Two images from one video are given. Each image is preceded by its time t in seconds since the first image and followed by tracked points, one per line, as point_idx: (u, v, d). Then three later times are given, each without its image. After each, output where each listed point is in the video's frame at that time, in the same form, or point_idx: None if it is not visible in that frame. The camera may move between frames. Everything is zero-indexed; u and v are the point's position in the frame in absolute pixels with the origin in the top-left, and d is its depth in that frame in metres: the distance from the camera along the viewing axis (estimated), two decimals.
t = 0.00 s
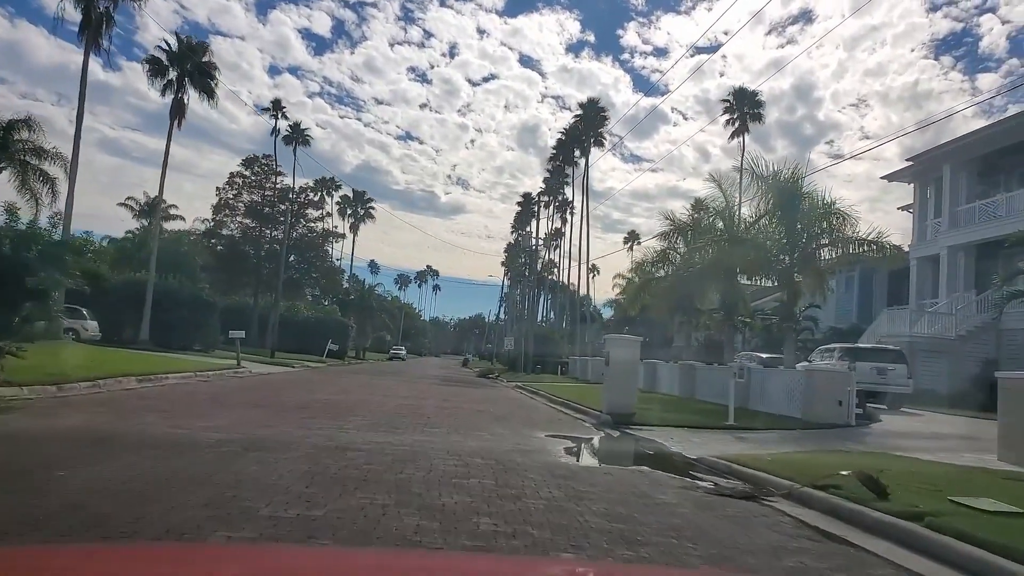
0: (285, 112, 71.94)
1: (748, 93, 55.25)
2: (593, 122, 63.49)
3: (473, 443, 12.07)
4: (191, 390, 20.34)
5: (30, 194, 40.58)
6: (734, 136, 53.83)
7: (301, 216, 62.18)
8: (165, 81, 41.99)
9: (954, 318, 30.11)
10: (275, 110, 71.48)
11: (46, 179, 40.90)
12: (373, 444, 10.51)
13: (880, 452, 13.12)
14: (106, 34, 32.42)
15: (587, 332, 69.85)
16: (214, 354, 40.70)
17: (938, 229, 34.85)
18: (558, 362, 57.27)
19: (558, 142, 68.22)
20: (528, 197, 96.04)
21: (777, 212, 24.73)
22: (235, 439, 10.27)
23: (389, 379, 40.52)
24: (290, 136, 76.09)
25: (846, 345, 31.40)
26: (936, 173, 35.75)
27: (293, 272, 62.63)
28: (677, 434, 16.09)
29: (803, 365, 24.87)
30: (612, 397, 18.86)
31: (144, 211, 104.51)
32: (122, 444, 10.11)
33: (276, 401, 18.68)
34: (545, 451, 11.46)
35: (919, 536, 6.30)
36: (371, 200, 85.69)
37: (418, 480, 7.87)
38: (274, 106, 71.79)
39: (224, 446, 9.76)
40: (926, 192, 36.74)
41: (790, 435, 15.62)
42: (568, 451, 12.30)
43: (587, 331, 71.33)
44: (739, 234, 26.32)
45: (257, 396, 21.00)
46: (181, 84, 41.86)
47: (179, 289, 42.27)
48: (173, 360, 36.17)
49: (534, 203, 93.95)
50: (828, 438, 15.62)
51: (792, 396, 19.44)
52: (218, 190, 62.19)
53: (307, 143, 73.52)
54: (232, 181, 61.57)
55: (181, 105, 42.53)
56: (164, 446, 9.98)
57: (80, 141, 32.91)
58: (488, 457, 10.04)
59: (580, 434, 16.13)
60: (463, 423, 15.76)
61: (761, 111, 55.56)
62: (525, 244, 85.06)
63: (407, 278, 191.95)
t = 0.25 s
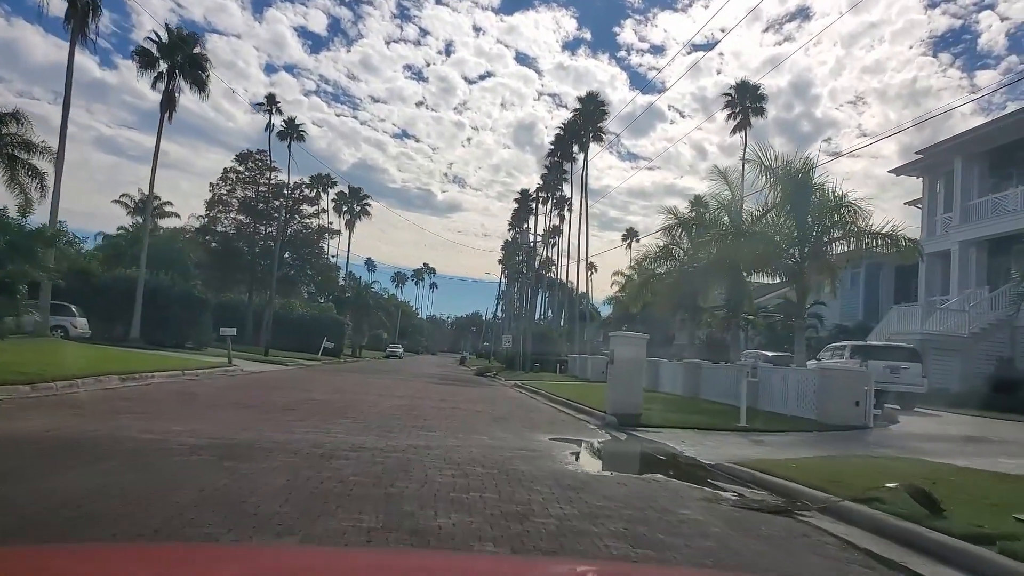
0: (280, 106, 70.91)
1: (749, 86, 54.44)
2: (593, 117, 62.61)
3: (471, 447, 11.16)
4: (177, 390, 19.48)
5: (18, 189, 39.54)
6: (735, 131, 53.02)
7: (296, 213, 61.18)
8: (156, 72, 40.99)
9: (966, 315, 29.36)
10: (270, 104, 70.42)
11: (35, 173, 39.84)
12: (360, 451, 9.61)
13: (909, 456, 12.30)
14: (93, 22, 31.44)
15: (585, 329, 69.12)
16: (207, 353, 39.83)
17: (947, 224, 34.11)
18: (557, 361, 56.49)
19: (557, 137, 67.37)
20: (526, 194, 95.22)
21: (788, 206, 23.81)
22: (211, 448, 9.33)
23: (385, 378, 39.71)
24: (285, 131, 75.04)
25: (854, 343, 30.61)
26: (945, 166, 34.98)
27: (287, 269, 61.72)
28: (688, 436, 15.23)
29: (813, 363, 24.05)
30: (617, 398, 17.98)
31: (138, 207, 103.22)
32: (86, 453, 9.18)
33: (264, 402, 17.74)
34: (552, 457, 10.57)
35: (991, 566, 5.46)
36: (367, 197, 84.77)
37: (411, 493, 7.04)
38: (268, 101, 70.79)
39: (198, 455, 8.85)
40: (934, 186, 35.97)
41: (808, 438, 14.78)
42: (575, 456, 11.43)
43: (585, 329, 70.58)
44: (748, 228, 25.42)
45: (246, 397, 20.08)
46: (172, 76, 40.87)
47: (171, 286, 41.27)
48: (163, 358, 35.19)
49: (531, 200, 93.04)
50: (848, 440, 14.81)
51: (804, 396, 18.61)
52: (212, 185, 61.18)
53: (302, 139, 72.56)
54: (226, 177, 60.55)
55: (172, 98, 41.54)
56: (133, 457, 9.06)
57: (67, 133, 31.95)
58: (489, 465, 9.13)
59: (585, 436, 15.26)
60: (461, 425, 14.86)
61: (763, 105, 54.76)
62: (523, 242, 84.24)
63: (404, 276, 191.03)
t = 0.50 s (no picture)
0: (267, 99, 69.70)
1: (743, 87, 53.98)
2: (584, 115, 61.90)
3: (454, 454, 10.36)
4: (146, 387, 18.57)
5: None
6: (728, 131, 52.53)
7: (280, 206, 59.95)
8: (136, 58, 39.77)
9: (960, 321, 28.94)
10: (257, 96, 69.17)
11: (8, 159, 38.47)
12: (332, 459, 8.79)
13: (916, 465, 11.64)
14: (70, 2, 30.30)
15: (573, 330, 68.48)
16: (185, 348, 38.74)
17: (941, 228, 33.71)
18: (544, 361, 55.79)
19: (547, 135, 66.64)
20: (515, 192, 94.44)
21: (784, 205, 22.95)
22: (167, 458, 8.46)
23: (368, 376, 38.83)
24: (271, 124, 73.79)
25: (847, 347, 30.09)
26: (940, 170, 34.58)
27: (271, 264, 60.57)
28: (682, 442, 14.53)
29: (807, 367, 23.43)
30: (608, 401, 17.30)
31: (121, 199, 101.50)
32: (26, 461, 8.30)
33: (237, 401, 16.86)
34: (541, 466, 9.79)
35: None
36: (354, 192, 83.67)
37: (386, 510, 6.28)
38: (255, 92, 69.54)
39: (151, 468, 7.99)
40: (928, 189, 35.55)
41: (808, 444, 14.10)
42: (566, 464, 10.66)
43: (573, 330, 69.90)
44: (742, 228, 24.69)
45: (221, 395, 19.20)
46: (153, 62, 39.66)
47: (149, 278, 40.09)
48: (139, 352, 34.08)
49: (521, 199, 92.27)
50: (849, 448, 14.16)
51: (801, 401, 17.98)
52: (194, 177, 59.86)
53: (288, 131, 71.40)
54: (209, 168, 59.24)
55: (153, 85, 40.34)
56: (78, 469, 8.19)
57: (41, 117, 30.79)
58: (473, 475, 8.35)
59: (574, 440, 14.52)
60: (443, 429, 14.06)
61: (756, 106, 54.32)
62: (511, 240, 83.43)
63: (391, 274, 189.70)
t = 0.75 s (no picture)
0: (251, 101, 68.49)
1: (734, 77, 53.33)
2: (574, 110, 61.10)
3: (451, 466, 9.45)
4: (124, 401, 17.61)
5: None
6: (720, 122, 51.86)
7: (267, 210, 58.83)
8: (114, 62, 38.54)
9: (967, 307, 28.31)
10: (240, 99, 67.95)
11: None
12: (316, 476, 7.86)
13: (952, 463, 10.85)
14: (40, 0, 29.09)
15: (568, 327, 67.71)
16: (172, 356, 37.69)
17: (943, 214, 33.10)
18: (540, 360, 55.04)
19: (536, 131, 65.84)
20: (505, 190, 93.59)
21: (788, 193, 22.13)
22: (130, 484, 7.51)
23: (361, 381, 37.89)
24: (256, 127, 72.56)
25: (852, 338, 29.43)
26: (939, 155, 33.98)
27: (259, 269, 59.49)
28: (695, 442, 13.71)
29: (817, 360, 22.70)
30: (611, 402, 16.46)
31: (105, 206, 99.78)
32: None
33: (222, 413, 15.89)
34: (549, 477, 8.90)
35: None
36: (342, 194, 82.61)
37: (375, 543, 5.40)
38: (239, 94, 68.32)
39: (109, 496, 7.04)
40: (928, 174, 34.94)
41: (831, 442, 13.31)
42: (574, 472, 9.77)
43: (568, 327, 69.18)
44: (744, 218, 23.89)
45: (207, 406, 18.22)
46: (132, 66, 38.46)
47: (133, 287, 38.97)
48: (124, 363, 32.98)
49: (511, 196, 91.47)
50: (873, 443, 13.39)
51: (814, 395, 17.23)
52: (179, 182, 58.63)
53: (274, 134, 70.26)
54: (193, 173, 58.06)
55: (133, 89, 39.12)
56: (28, 497, 7.22)
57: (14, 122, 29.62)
58: (475, 491, 7.45)
59: (581, 443, 13.64)
60: (441, 436, 13.13)
61: (747, 96, 53.70)
62: (503, 239, 82.61)
63: (382, 277, 188.58)
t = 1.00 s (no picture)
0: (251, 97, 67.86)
1: (739, 77, 52.76)
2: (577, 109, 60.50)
3: (450, 474, 8.83)
4: (111, 399, 16.94)
5: None
6: (724, 122, 51.28)
7: (266, 206, 58.19)
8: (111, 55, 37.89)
9: (980, 312, 27.67)
10: (240, 94, 67.31)
11: None
12: (304, 486, 7.24)
13: (983, 478, 10.24)
14: None
15: (568, 329, 67.08)
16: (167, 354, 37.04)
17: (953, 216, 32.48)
18: (540, 362, 54.40)
19: (539, 131, 65.24)
20: (506, 190, 92.95)
21: (802, 192, 21.45)
22: (100, 494, 6.82)
23: (358, 381, 37.22)
24: (256, 123, 71.92)
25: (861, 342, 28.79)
26: (950, 156, 33.38)
27: (258, 266, 58.85)
28: (707, 449, 13.07)
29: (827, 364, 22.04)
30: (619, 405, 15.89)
31: (104, 202, 99.09)
32: None
33: (212, 414, 15.23)
34: (555, 489, 8.27)
35: None
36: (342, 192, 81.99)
37: (366, 562, 4.76)
38: (239, 90, 67.69)
39: (71, 508, 6.37)
40: (938, 176, 34.31)
41: (850, 451, 12.66)
42: (581, 481, 9.15)
43: (569, 328, 68.58)
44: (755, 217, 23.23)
45: (197, 407, 17.55)
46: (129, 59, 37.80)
47: (128, 283, 38.31)
48: (116, 360, 32.31)
49: (512, 196, 90.83)
50: (894, 452, 12.76)
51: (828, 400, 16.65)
52: (177, 178, 57.96)
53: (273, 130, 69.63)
54: (192, 169, 57.42)
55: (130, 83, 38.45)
56: None
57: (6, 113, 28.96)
58: (476, 505, 6.85)
59: (587, 448, 12.99)
60: (439, 439, 12.46)
61: (752, 96, 53.12)
62: (504, 239, 81.99)
63: (381, 276, 188.00)
